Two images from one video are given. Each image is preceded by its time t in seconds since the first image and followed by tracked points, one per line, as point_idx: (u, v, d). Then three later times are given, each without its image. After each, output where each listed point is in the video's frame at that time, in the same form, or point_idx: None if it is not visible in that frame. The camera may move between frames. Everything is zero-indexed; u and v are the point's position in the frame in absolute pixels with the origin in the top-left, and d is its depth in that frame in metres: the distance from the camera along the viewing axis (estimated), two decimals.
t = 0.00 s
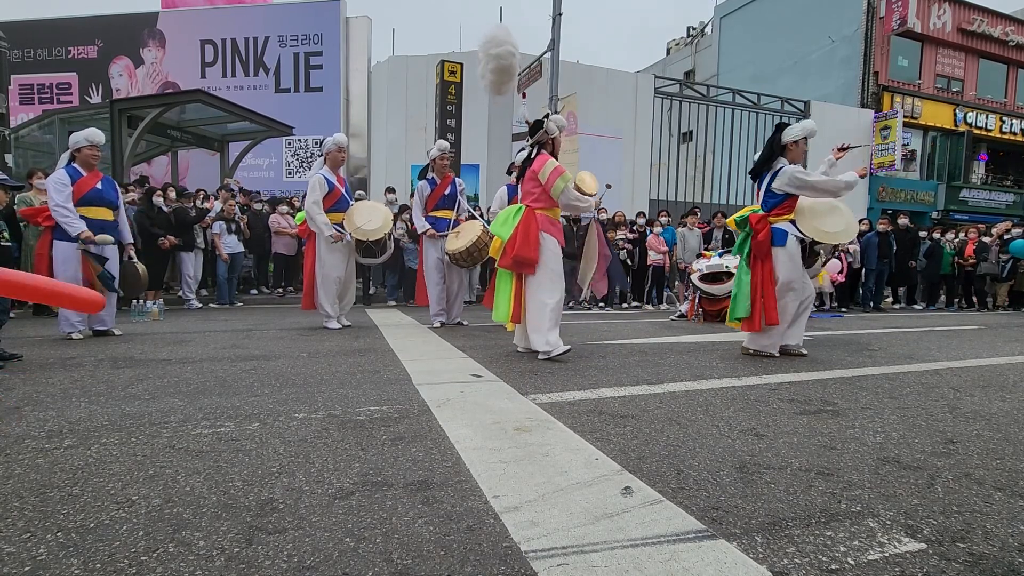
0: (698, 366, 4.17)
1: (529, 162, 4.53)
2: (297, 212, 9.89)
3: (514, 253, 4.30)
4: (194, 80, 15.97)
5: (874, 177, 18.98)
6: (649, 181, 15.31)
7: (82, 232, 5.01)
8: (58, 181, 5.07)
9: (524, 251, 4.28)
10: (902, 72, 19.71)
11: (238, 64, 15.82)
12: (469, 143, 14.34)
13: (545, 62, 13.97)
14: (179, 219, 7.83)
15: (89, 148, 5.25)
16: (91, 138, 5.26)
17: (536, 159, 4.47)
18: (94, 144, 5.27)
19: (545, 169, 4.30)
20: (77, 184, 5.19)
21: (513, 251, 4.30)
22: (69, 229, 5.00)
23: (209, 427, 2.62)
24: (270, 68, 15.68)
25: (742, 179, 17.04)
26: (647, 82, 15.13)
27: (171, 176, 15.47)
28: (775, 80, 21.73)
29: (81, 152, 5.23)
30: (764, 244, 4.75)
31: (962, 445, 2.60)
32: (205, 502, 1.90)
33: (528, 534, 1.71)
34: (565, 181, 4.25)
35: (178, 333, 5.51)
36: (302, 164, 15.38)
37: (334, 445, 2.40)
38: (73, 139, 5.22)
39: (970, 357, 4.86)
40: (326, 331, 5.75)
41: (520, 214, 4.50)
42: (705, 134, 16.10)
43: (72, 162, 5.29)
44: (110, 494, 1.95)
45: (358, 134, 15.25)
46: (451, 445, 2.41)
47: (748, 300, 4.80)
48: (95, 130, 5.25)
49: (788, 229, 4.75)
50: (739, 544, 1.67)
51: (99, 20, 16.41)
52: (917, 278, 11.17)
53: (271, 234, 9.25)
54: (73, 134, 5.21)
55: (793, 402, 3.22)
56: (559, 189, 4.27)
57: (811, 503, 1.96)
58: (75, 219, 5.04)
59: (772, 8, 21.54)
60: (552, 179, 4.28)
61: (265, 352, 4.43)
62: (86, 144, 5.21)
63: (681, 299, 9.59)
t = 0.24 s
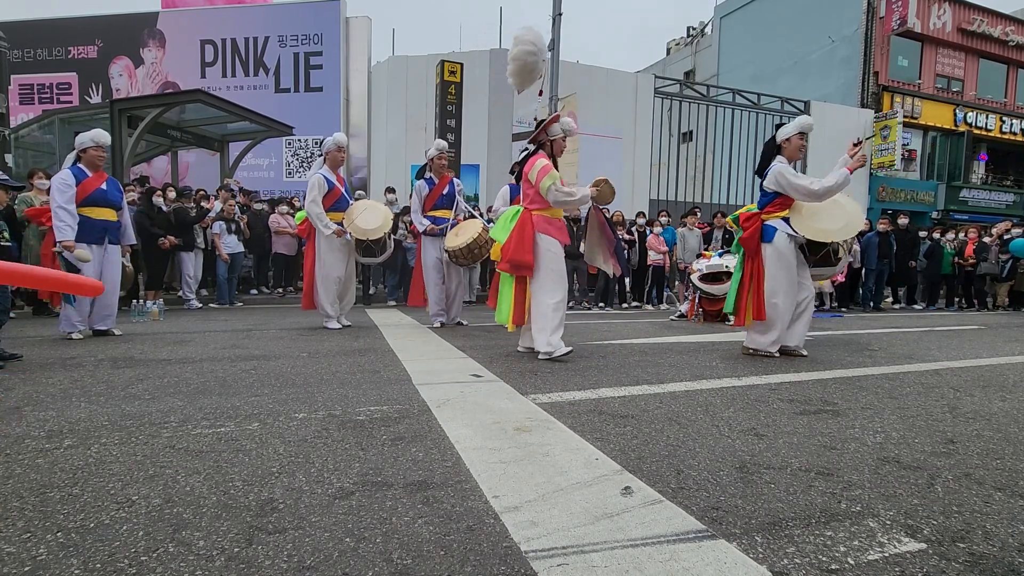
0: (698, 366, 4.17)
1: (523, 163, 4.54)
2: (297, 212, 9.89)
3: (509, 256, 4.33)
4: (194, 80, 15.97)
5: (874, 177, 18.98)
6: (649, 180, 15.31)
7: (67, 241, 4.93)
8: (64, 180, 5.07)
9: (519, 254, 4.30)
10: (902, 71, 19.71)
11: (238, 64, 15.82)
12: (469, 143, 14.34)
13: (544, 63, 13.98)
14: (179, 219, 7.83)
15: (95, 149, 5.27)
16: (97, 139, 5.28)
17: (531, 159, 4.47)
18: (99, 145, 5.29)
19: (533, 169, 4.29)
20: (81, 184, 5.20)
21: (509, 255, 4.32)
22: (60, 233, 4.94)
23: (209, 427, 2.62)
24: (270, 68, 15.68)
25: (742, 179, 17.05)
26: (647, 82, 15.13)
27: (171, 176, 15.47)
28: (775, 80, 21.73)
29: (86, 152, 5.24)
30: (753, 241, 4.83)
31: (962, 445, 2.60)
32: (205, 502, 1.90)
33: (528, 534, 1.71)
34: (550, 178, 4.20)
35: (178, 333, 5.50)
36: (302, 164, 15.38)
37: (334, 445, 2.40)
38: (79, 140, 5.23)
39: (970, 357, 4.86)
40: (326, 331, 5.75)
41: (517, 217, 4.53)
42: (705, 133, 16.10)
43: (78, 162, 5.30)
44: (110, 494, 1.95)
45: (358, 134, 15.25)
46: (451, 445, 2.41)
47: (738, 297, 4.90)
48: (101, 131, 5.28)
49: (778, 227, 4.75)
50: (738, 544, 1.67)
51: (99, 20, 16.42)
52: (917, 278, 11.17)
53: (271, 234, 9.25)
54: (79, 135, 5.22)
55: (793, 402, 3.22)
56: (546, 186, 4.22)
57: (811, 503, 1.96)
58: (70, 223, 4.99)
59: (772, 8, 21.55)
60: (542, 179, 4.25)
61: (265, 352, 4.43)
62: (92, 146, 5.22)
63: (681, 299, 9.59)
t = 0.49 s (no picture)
0: (698, 366, 4.17)
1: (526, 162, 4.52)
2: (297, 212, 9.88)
3: (507, 256, 4.39)
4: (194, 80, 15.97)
5: (874, 177, 18.97)
6: (649, 180, 15.31)
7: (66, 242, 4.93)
8: (66, 180, 5.07)
9: (516, 253, 4.36)
10: (902, 72, 19.71)
11: (238, 65, 15.82)
12: (469, 143, 14.34)
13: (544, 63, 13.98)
14: (179, 219, 7.83)
15: (97, 149, 5.26)
16: (100, 139, 5.27)
17: (532, 162, 4.43)
18: (102, 145, 5.28)
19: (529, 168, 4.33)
20: (84, 184, 5.20)
21: (506, 254, 4.39)
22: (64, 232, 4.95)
23: (209, 427, 2.62)
24: (270, 68, 15.68)
25: (742, 179, 17.04)
26: (647, 82, 15.13)
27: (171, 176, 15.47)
28: (775, 80, 21.73)
29: (89, 153, 5.24)
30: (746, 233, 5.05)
31: (962, 445, 2.60)
32: (205, 502, 1.90)
33: (528, 534, 1.71)
34: (541, 177, 4.25)
35: (179, 333, 5.50)
36: (302, 164, 15.38)
37: (334, 445, 2.40)
38: (82, 140, 5.23)
39: (969, 357, 4.86)
40: (326, 331, 5.75)
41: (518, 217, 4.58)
42: (705, 133, 16.10)
43: (81, 162, 5.31)
44: (110, 493, 1.95)
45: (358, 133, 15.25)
46: (451, 444, 2.41)
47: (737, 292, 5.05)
48: (104, 132, 5.27)
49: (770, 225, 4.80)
50: (739, 544, 1.67)
51: (99, 19, 16.42)
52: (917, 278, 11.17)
53: (271, 234, 9.25)
54: (82, 135, 5.22)
55: (793, 402, 3.22)
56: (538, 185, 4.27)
57: (811, 503, 1.96)
58: (72, 222, 4.99)
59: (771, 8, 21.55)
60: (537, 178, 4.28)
61: (265, 352, 4.43)
62: (94, 145, 5.21)
63: (681, 299, 9.59)
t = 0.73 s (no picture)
0: (698, 366, 4.17)
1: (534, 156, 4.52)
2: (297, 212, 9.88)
3: (507, 251, 4.36)
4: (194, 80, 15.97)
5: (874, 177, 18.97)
6: (649, 180, 15.31)
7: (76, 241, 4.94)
8: (68, 181, 5.06)
9: (517, 250, 4.32)
10: (902, 72, 19.71)
11: (238, 64, 15.82)
12: (469, 143, 14.34)
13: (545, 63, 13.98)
14: (179, 219, 7.83)
15: (98, 150, 5.26)
16: (100, 140, 5.27)
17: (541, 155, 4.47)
18: (103, 146, 5.28)
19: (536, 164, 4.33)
20: (85, 185, 5.19)
21: (507, 251, 4.35)
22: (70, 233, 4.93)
23: (209, 427, 2.62)
24: (270, 68, 15.68)
25: (742, 179, 17.04)
26: (647, 82, 15.13)
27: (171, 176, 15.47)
28: (775, 80, 21.73)
29: (90, 154, 5.24)
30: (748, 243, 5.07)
31: (962, 445, 2.60)
32: (205, 502, 1.90)
33: (528, 534, 1.71)
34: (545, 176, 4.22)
35: (178, 334, 5.50)
36: (302, 164, 15.38)
37: (334, 445, 2.40)
38: (82, 141, 5.23)
39: (970, 357, 4.86)
40: (326, 331, 5.75)
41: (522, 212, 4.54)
42: (705, 133, 16.09)
43: (81, 163, 5.31)
44: (110, 494, 1.95)
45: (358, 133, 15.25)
46: (451, 445, 2.41)
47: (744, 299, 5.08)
48: (105, 133, 5.27)
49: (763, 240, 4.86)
50: (739, 544, 1.67)
51: (99, 19, 16.41)
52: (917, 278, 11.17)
53: (272, 234, 9.25)
54: (82, 136, 5.22)
55: (793, 402, 3.22)
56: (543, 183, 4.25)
57: (811, 504, 1.96)
58: (77, 223, 4.98)
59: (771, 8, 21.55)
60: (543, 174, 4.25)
61: (265, 352, 4.42)
62: (94, 147, 5.21)
63: (681, 299, 9.59)
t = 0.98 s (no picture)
0: (698, 366, 4.17)
1: (539, 155, 4.47)
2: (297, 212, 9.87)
3: (514, 250, 4.32)
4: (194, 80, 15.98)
5: (874, 177, 18.96)
6: (648, 180, 15.30)
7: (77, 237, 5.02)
8: (63, 181, 5.11)
9: (525, 249, 4.29)
10: (902, 71, 19.71)
11: (238, 64, 15.81)
12: (469, 143, 14.33)
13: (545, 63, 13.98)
14: (179, 219, 7.83)
15: (95, 150, 5.26)
16: (97, 140, 5.26)
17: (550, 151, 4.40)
18: (100, 146, 5.28)
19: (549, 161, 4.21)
20: (81, 184, 5.21)
21: (514, 249, 4.31)
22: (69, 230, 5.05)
23: (209, 427, 2.62)
24: (270, 68, 15.68)
25: (742, 179, 17.04)
26: (647, 82, 15.13)
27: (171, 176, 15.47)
28: (775, 80, 21.73)
29: (87, 153, 5.24)
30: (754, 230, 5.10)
31: (962, 445, 2.60)
32: (205, 502, 1.90)
33: (528, 534, 1.71)
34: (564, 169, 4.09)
35: (178, 334, 5.50)
36: (302, 164, 15.37)
37: (334, 445, 2.40)
38: (80, 141, 5.22)
39: (970, 357, 4.86)
40: (326, 331, 5.76)
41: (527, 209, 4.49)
42: (705, 133, 16.09)
43: (79, 163, 5.32)
44: (110, 494, 1.95)
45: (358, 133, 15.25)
46: (451, 445, 2.41)
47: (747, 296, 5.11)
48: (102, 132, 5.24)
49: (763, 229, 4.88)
50: (739, 544, 1.67)
51: (99, 19, 16.41)
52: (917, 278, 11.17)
53: (271, 234, 9.25)
54: (79, 136, 5.22)
55: (793, 402, 3.22)
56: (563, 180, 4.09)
57: (811, 503, 1.96)
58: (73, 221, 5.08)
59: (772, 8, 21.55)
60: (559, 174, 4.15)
61: (265, 352, 4.42)
62: (91, 146, 5.21)
63: (681, 299, 9.59)
